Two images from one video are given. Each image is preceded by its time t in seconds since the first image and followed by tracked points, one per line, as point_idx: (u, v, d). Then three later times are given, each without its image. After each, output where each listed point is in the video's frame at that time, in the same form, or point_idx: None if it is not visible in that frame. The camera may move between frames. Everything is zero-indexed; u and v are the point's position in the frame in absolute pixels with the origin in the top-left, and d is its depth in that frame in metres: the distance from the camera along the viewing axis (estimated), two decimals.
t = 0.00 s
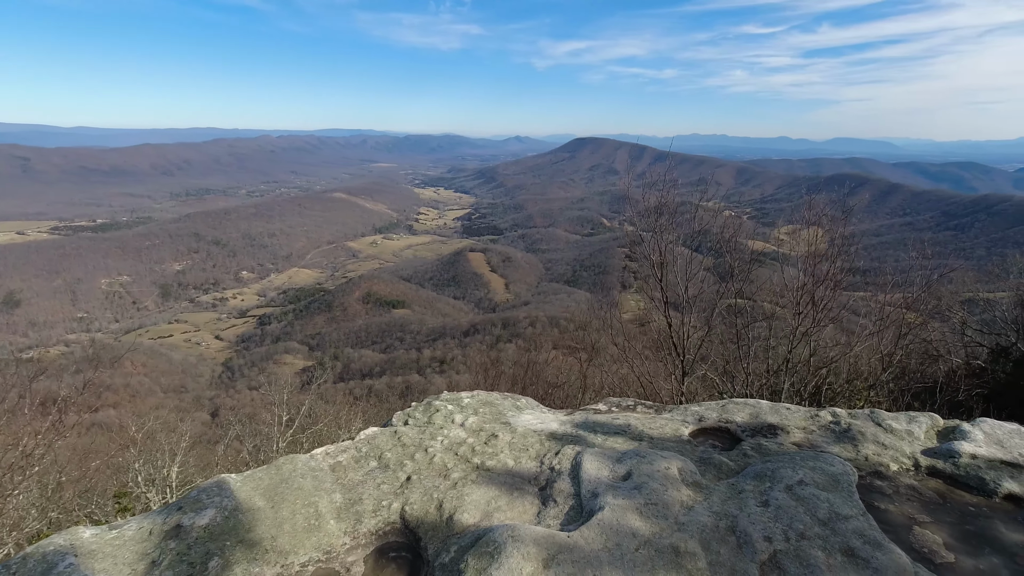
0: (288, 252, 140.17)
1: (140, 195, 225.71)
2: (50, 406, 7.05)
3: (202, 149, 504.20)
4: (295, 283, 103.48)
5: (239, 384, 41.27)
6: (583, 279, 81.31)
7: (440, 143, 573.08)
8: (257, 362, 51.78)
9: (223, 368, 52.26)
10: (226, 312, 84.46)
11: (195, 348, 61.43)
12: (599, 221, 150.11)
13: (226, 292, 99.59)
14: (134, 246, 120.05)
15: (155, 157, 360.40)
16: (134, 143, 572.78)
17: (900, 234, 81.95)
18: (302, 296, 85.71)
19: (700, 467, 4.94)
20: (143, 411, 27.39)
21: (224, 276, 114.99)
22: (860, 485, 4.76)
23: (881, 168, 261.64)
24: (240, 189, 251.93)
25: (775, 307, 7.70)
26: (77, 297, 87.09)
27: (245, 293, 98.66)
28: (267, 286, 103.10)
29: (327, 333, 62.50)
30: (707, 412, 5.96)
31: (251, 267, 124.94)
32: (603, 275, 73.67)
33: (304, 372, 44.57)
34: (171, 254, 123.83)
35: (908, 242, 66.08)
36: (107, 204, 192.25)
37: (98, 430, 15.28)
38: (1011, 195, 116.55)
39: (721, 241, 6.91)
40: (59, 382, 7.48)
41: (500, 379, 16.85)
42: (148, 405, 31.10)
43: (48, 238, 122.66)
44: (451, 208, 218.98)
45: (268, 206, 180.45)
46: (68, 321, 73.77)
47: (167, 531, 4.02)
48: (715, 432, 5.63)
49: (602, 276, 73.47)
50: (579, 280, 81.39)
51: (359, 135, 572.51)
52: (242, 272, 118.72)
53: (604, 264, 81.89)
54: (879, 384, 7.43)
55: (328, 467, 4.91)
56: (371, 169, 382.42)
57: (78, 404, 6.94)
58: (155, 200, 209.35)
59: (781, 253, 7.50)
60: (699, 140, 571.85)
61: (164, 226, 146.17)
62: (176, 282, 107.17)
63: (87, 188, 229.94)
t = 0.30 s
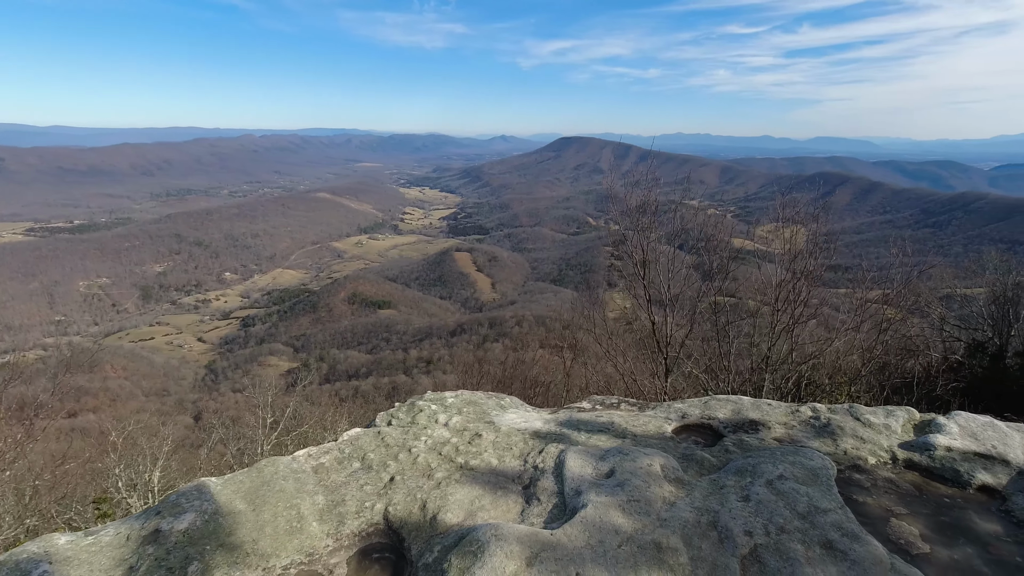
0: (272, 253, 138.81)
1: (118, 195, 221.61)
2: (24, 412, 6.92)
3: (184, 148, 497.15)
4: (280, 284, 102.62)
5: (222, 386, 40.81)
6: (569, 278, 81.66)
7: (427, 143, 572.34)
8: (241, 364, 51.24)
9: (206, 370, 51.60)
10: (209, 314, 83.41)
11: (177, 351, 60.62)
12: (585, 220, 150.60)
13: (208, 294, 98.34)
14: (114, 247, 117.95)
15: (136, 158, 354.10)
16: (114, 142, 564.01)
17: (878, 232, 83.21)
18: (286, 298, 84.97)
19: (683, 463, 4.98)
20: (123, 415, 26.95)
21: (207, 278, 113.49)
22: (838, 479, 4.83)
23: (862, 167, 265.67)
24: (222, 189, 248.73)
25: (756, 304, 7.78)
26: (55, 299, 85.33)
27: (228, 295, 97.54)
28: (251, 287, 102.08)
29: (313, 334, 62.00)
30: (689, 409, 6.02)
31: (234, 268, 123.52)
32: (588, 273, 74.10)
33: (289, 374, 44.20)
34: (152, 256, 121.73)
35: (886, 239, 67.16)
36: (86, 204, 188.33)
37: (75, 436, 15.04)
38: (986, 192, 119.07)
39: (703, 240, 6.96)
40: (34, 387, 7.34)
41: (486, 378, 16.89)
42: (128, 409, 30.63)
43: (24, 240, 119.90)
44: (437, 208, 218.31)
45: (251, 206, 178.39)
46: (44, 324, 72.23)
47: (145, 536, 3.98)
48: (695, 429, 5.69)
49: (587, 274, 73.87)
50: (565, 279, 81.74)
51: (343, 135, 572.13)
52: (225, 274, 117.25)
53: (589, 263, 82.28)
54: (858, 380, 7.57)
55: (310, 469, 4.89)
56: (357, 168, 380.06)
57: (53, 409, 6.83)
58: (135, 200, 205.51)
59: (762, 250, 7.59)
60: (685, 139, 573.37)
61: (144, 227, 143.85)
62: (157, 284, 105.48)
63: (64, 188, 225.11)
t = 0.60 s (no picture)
0: (253, 253, 137.05)
1: (93, 195, 216.67)
2: None
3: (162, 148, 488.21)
4: (262, 285, 101.44)
5: (203, 389, 40.20)
6: (553, 277, 81.93)
7: (411, 142, 571.92)
8: (222, 366, 50.55)
9: (186, 373, 50.83)
10: (189, 316, 82.13)
11: (157, 354, 59.58)
12: (569, 219, 151.13)
13: (188, 295, 96.82)
14: (90, 249, 115.35)
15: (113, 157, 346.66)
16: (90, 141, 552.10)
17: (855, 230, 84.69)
18: (269, 299, 84.05)
19: (665, 460, 5.02)
20: (100, 420, 26.50)
21: (186, 279, 111.65)
22: (818, 473, 4.90)
23: (841, 166, 270.66)
24: (201, 189, 244.75)
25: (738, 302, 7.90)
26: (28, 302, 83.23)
27: (209, 296, 96.17)
28: (232, 289, 100.79)
29: (295, 336, 61.40)
30: (672, 407, 6.07)
31: (215, 269, 121.73)
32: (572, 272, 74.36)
33: (271, 376, 43.71)
34: (130, 257, 119.43)
35: (861, 237, 68.52)
36: (60, 205, 183.85)
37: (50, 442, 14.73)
38: (958, 190, 122.14)
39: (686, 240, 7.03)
40: (7, 393, 7.17)
41: (470, 378, 16.88)
42: (105, 413, 30.02)
43: None
44: (421, 207, 217.48)
45: (231, 207, 175.89)
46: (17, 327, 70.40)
47: (121, 542, 3.90)
48: (678, 425, 5.75)
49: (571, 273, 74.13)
50: (550, 279, 81.98)
51: (326, 135, 571.49)
52: (205, 275, 115.51)
53: (573, 262, 82.58)
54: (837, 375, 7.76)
55: (291, 472, 4.84)
56: (340, 168, 377.25)
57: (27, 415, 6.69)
58: (112, 201, 201.13)
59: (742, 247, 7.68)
60: (669, 139, 573.14)
61: (121, 228, 140.97)
62: (135, 286, 103.51)
63: (35, 188, 219.33)
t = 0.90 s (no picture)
0: (234, 254, 135.14)
1: (67, 194, 211.53)
2: None
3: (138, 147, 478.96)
4: (243, 287, 100.21)
5: (184, 393, 39.55)
6: (537, 277, 82.23)
7: (394, 143, 572.19)
8: (203, 369, 49.77)
9: (166, 376, 49.96)
10: (168, 318, 80.71)
11: (135, 357, 58.50)
12: (553, 219, 151.64)
13: (167, 297, 95.17)
14: (64, 250, 112.69)
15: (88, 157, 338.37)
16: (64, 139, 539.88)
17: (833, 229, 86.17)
18: (250, 300, 83.01)
19: (648, 459, 5.06)
20: (77, 425, 25.96)
21: (165, 281, 109.68)
22: (798, 468, 4.98)
23: (821, 166, 275.59)
24: (179, 189, 240.52)
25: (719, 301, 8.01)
26: None
27: (189, 298, 94.70)
28: (213, 290, 99.40)
29: (278, 337, 60.75)
30: (655, 405, 6.11)
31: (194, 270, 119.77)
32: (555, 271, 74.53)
33: (253, 378, 43.19)
34: (107, 259, 116.87)
35: (838, 235, 69.94)
36: (32, 206, 179.05)
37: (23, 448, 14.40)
38: (931, 189, 125.36)
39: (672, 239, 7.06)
40: None
41: (454, 377, 16.85)
42: (83, 418, 29.45)
43: None
44: (404, 207, 216.66)
45: (210, 207, 173.17)
46: None
47: (95, 550, 3.80)
48: (661, 423, 5.79)
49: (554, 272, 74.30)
50: (534, 278, 82.23)
51: (308, 134, 571.71)
52: (184, 276, 113.57)
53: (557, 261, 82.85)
54: (817, 372, 7.90)
55: (273, 475, 4.78)
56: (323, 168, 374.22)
57: None
58: (87, 201, 196.37)
59: (725, 246, 7.76)
60: (653, 138, 572.93)
61: (96, 229, 137.92)
62: (112, 287, 101.37)
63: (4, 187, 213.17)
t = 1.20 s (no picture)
0: (213, 256, 132.97)
1: (36, 195, 205.56)
2: None
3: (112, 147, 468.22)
4: (222, 289, 98.65)
5: (160, 398, 38.83)
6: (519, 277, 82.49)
7: (375, 142, 572.75)
8: (181, 373, 48.91)
9: (142, 381, 48.95)
10: (144, 322, 79.01)
11: (110, 362, 57.19)
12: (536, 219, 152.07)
13: (143, 300, 93.28)
14: (34, 252, 109.62)
15: (60, 157, 329.56)
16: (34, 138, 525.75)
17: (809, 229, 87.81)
18: (230, 303, 81.77)
19: (629, 457, 5.10)
20: (48, 433, 25.30)
21: (141, 284, 107.45)
22: (776, 465, 5.06)
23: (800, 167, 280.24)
24: (155, 190, 235.69)
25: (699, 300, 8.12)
26: None
27: (166, 301, 92.93)
28: (191, 293, 97.70)
29: (258, 340, 59.97)
30: (636, 404, 6.15)
31: (172, 272, 117.54)
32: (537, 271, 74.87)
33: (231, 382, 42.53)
34: (80, 261, 113.99)
35: (814, 235, 71.09)
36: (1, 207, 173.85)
37: None
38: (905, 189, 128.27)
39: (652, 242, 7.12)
40: None
41: (438, 379, 16.79)
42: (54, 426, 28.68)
43: None
44: (386, 208, 215.51)
45: (187, 207, 170.17)
46: None
47: (66, 559, 3.71)
48: (641, 423, 5.84)
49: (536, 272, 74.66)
50: (516, 278, 82.47)
51: (287, 133, 572.62)
52: (161, 279, 111.38)
53: (539, 261, 83.20)
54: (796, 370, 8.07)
55: (250, 479, 4.73)
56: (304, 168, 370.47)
57: None
58: (58, 203, 191.14)
59: (704, 246, 7.85)
60: (636, 138, 576.87)
61: (69, 231, 134.52)
62: (86, 291, 98.94)
63: None
